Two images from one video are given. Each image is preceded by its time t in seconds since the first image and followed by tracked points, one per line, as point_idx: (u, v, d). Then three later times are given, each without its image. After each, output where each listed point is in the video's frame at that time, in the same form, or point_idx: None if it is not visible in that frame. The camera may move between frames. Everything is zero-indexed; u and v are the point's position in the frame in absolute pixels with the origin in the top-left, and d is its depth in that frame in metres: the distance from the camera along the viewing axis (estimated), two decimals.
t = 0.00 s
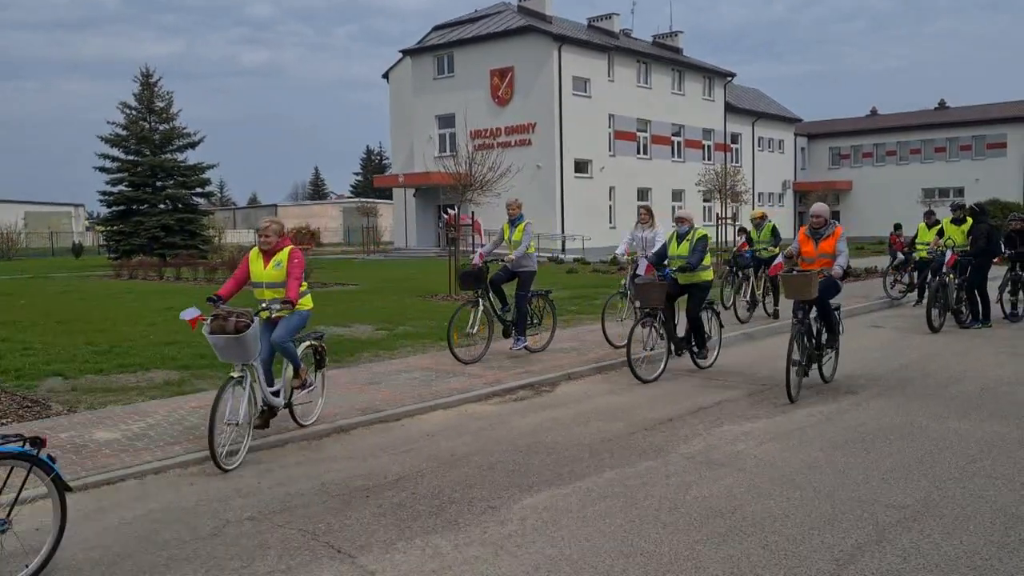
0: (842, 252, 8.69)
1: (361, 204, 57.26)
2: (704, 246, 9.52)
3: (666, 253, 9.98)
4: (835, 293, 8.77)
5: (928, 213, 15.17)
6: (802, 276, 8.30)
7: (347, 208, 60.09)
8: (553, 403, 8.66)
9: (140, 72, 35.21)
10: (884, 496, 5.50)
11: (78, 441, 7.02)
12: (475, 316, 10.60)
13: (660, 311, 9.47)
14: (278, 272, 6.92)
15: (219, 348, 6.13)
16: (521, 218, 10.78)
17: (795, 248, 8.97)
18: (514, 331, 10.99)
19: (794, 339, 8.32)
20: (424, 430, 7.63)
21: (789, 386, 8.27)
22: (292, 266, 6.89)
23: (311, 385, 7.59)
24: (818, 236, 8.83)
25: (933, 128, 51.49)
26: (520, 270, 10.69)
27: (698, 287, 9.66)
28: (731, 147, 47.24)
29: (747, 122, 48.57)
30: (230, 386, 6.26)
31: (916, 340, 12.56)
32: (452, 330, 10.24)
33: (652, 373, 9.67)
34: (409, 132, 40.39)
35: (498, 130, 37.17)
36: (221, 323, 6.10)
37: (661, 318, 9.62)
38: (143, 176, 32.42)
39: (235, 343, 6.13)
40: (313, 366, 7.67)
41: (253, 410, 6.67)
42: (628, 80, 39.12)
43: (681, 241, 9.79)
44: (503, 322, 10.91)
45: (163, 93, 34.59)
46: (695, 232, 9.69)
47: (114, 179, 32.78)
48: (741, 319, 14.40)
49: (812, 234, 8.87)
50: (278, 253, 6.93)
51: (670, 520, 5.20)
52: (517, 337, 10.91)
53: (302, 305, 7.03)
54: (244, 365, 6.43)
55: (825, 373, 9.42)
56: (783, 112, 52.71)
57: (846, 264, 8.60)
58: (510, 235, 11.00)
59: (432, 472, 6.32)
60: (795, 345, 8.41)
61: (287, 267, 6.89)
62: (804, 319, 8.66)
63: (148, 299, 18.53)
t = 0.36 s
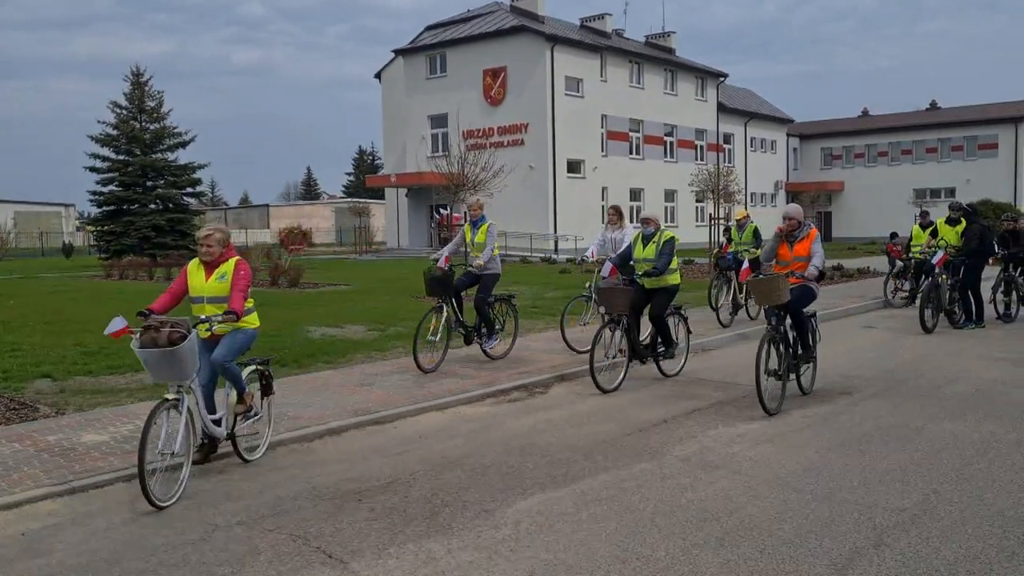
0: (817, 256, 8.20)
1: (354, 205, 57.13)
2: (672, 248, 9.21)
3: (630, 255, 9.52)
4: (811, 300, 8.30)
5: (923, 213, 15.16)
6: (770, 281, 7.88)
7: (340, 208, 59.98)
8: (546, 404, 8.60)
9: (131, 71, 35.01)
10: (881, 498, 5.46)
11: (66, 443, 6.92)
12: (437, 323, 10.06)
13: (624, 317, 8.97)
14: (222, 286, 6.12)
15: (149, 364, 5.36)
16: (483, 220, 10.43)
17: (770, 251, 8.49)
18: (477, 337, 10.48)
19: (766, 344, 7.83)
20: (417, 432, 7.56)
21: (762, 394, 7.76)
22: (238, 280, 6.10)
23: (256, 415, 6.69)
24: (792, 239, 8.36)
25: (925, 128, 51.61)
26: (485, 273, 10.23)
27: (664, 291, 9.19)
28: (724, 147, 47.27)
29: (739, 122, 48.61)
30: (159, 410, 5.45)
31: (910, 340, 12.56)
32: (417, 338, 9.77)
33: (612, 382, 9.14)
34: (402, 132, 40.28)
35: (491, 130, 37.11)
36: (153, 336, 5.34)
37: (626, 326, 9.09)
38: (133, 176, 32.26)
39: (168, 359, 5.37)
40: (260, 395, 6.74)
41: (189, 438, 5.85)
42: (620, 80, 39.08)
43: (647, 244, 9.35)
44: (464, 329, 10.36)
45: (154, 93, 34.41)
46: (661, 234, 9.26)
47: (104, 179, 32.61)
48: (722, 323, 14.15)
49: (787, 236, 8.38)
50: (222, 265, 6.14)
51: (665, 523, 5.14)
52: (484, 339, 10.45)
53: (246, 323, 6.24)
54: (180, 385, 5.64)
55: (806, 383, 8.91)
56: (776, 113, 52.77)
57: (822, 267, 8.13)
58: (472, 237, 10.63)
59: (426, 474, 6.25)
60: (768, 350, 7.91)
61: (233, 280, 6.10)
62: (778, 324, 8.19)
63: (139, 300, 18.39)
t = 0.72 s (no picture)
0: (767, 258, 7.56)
1: (330, 207, 56.82)
2: (623, 252, 8.59)
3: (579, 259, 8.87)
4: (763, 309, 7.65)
5: (898, 216, 15.22)
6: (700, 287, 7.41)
7: (315, 209, 59.59)
8: (527, 409, 8.52)
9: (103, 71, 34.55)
10: (867, 503, 5.43)
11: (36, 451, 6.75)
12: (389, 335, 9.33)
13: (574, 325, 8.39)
14: (122, 300, 5.29)
15: (21, 392, 4.58)
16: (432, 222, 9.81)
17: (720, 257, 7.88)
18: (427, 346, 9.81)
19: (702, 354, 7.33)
20: (398, 437, 7.46)
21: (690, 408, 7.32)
22: (142, 293, 5.25)
23: (179, 443, 5.90)
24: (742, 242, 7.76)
25: (898, 132, 52.12)
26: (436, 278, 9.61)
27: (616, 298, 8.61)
28: (700, 150, 47.46)
29: (715, 124, 48.84)
30: (34, 442, 4.65)
31: (888, 342, 12.61)
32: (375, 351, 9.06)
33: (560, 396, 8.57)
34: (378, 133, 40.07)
35: (468, 132, 37.02)
36: (18, 359, 4.54)
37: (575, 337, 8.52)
38: (105, 177, 31.85)
39: (38, 383, 4.59)
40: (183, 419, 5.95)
41: (95, 470, 5.05)
42: (597, 81, 39.12)
43: (597, 248, 8.70)
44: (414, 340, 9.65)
45: (126, 93, 33.98)
46: (612, 236, 8.66)
47: (75, 180, 32.16)
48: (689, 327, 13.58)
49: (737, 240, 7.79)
50: (125, 275, 5.31)
51: (651, 530, 5.08)
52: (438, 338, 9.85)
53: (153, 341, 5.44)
54: (71, 411, 4.85)
55: (767, 398, 8.36)
56: (751, 115, 53.09)
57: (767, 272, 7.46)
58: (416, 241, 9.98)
59: (407, 480, 6.15)
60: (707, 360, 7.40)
61: (134, 293, 5.26)
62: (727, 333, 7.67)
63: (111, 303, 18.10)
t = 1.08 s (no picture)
0: (704, 259, 7.06)
1: (309, 207, 56.60)
2: (572, 254, 8.13)
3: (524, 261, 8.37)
4: (704, 317, 7.18)
5: (876, 216, 15.26)
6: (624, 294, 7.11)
7: (294, 210, 59.29)
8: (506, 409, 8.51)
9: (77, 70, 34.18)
10: (848, 502, 5.44)
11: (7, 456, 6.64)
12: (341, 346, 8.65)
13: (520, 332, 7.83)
14: None
15: None
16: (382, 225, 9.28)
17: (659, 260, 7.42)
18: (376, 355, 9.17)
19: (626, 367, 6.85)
20: (378, 438, 7.40)
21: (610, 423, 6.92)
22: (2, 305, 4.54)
23: (73, 471, 5.14)
24: (679, 243, 7.27)
25: (874, 133, 52.56)
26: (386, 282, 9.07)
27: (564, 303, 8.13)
28: (678, 150, 47.67)
29: (694, 125, 49.06)
30: None
31: (866, 342, 12.68)
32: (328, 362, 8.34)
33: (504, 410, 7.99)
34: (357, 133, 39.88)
35: (447, 132, 36.95)
36: None
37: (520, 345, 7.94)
38: (80, 177, 31.53)
39: None
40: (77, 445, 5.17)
41: None
42: (576, 82, 39.17)
43: (545, 250, 8.22)
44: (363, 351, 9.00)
45: (101, 92, 33.62)
46: (562, 238, 8.20)
47: (49, 180, 31.80)
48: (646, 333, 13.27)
49: (674, 241, 7.31)
50: None
51: (633, 531, 5.06)
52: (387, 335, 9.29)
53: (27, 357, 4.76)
54: None
55: (712, 410, 7.88)
56: (729, 116, 53.37)
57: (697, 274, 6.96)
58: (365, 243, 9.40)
59: (386, 483, 6.10)
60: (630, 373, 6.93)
61: None
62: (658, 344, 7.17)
63: (86, 304, 17.90)
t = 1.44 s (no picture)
0: (645, 263, 6.77)
1: (303, 207, 56.55)
2: (535, 258, 7.42)
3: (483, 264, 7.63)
4: (650, 324, 6.91)
5: (868, 216, 15.26)
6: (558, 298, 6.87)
7: (288, 209, 59.21)
8: (499, 409, 8.52)
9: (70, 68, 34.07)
10: (840, 503, 5.43)
11: None
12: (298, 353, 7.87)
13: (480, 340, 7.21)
14: None
15: None
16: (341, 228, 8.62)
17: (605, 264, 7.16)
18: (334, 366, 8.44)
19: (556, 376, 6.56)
20: (370, 439, 7.39)
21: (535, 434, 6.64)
22: None
23: None
24: (622, 246, 6.99)
25: (868, 133, 52.65)
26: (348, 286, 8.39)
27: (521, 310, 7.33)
28: (673, 150, 47.72)
29: (688, 125, 49.11)
30: None
31: (859, 342, 12.70)
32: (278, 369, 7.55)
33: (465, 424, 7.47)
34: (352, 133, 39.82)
35: (441, 131, 36.91)
36: None
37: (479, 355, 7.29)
38: (73, 175, 31.43)
39: None
40: None
41: None
42: (571, 81, 39.17)
43: (508, 254, 7.51)
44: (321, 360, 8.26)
45: (94, 91, 33.51)
46: (524, 240, 7.50)
47: (42, 180, 31.67)
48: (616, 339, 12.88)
49: (618, 243, 7.03)
50: None
51: (624, 532, 5.05)
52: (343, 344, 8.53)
53: None
54: None
55: (664, 421, 7.52)
56: (723, 116, 53.42)
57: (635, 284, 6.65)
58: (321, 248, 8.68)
59: (377, 483, 6.08)
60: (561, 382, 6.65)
61: None
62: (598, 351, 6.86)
63: (78, 304, 17.86)
